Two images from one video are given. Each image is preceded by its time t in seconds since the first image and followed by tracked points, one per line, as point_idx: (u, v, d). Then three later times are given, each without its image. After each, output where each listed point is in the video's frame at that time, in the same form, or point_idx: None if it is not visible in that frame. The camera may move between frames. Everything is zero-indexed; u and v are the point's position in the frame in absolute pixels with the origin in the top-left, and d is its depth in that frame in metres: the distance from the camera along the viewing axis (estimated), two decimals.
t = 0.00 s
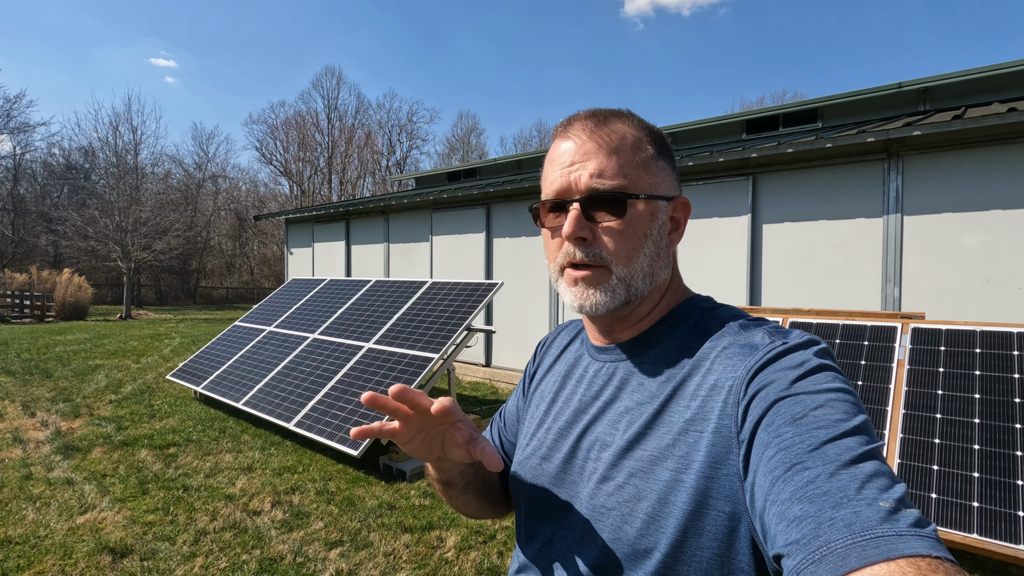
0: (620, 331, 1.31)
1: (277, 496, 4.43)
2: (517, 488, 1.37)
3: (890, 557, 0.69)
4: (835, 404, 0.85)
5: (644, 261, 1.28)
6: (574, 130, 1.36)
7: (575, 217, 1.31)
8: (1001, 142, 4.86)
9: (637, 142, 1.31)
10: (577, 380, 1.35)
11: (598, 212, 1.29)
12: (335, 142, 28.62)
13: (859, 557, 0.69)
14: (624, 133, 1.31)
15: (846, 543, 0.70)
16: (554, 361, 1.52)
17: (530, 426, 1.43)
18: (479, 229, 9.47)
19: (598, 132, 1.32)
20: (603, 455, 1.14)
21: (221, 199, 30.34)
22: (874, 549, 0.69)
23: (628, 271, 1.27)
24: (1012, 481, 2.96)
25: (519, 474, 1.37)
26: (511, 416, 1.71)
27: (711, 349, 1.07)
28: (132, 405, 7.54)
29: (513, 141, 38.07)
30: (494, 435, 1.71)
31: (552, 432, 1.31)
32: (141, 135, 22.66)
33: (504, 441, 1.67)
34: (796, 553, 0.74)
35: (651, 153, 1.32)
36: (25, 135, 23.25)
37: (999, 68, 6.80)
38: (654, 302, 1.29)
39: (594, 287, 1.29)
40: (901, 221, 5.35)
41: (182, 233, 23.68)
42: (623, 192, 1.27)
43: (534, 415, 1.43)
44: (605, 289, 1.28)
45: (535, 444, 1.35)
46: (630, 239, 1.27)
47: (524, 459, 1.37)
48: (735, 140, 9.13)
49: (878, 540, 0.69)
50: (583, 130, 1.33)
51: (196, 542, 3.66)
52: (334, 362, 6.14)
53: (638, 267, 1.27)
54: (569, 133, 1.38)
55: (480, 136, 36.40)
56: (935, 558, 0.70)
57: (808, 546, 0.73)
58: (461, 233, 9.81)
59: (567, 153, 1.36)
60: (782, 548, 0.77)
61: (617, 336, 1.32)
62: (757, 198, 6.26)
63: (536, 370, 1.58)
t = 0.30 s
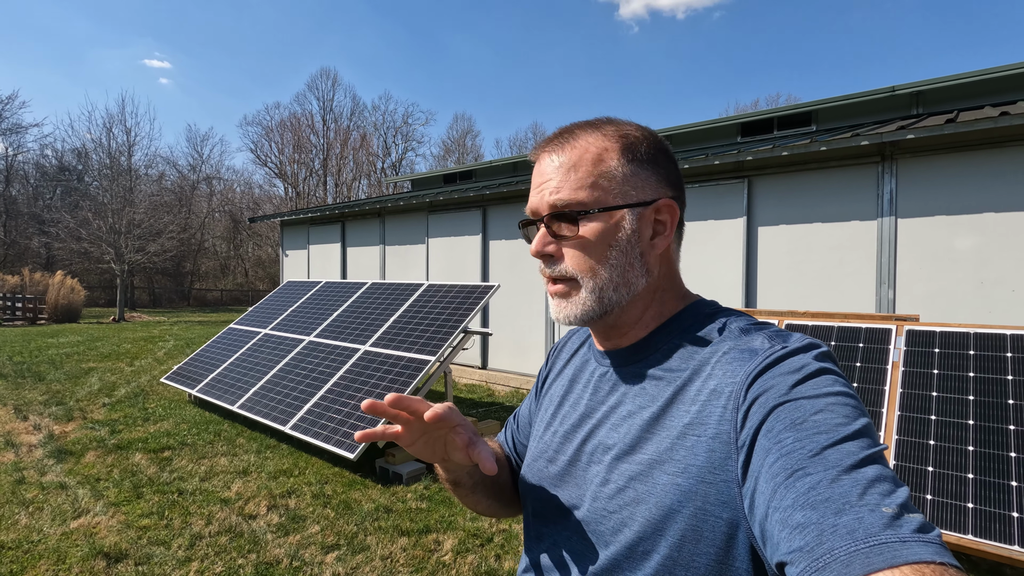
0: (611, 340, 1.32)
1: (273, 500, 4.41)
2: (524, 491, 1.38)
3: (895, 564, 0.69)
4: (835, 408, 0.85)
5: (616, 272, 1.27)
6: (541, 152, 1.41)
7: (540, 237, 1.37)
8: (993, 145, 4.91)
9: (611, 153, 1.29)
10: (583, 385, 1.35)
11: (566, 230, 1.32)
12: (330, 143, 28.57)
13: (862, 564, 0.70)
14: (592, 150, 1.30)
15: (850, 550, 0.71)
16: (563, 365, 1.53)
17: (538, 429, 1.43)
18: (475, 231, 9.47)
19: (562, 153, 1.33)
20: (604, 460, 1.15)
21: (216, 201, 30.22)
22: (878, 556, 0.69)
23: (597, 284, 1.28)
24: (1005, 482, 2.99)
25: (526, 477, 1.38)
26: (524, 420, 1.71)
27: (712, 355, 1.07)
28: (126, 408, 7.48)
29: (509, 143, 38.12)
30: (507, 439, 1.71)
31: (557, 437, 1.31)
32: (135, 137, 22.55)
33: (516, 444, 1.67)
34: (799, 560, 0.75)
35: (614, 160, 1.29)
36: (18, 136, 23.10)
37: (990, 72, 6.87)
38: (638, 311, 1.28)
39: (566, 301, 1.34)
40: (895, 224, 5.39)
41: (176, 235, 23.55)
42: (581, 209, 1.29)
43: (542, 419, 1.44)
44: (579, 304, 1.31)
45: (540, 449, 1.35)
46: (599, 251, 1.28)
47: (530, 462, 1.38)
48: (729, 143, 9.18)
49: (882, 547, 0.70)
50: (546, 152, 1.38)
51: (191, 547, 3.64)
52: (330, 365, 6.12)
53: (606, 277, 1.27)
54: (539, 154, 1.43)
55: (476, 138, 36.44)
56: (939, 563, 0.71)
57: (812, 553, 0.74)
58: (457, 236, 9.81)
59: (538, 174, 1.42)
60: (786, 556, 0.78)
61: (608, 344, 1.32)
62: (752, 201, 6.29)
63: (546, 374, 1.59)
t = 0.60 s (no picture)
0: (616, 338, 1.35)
1: (271, 501, 4.39)
2: (551, 484, 1.38)
3: None
4: (851, 417, 0.81)
5: (583, 281, 1.33)
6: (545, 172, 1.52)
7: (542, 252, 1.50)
8: (988, 147, 4.95)
9: (571, 179, 1.34)
10: (607, 380, 1.33)
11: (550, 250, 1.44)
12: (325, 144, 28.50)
13: None
14: (557, 181, 1.39)
15: (870, 570, 0.68)
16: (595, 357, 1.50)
17: (566, 423, 1.42)
18: (472, 232, 9.47)
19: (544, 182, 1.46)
20: (619, 459, 1.13)
21: (210, 201, 30.06)
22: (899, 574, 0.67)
23: (572, 293, 1.36)
24: (1003, 481, 3.01)
25: (552, 469, 1.38)
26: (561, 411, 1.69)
27: (725, 358, 1.02)
28: (121, 409, 7.43)
29: (504, 143, 38.15)
30: (544, 430, 1.69)
31: (580, 432, 1.30)
32: (128, 137, 22.37)
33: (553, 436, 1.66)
34: None
35: (568, 180, 1.34)
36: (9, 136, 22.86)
37: (984, 74, 6.94)
38: (619, 313, 1.29)
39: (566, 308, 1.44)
40: (892, 224, 5.43)
41: (170, 236, 23.41)
42: (548, 231, 1.40)
43: (572, 412, 1.42)
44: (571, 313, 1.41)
45: (566, 443, 1.34)
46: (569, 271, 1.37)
47: (556, 455, 1.37)
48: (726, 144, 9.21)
49: (904, 566, 0.67)
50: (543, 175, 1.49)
51: (190, 548, 3.61)
52: (327, 366, 6.09)
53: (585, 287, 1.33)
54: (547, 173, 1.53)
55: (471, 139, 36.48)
56: None
57: (831, 572, 0.72)
58: (454, 236, 9.80)
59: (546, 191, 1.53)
60: (803, 571, 0.76)
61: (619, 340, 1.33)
62: (749, 201, 6.32)
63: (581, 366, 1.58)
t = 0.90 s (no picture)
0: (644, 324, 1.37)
1: (273, 498, 4.39)
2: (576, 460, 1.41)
3: (924, 570, 0.67)
4: (865, 403, 0.82)
5: (608, 270, 1.38)
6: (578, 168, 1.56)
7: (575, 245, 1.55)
8: (984, 146, 5.00)
9: (593, 175, 1.38)
10: (636, 363, 1.35)
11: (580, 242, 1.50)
12: (322, 142, 28.41)
13: (889, 567, 0.68)
14: (584, 175, 1.43)
15: (876, 553, 0.69)
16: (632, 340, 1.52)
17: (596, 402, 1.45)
18: (471, 230, 9.47)
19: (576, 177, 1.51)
20: (635, 437, 1.15)
21: (206, 200, 29.93)
22: (905, 560, 0.68)
23: (600, 284, 1.41)
24: (1001, 475, 3.04)
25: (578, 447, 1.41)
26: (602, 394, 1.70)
27: (743, 342, 1.04)
28: (119, 408, 7.41)
29: (501, 142, 38.12)
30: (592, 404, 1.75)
31: (605, 411, 1.33)
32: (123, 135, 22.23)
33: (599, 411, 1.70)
34: (824, 562, 0.75)
35: (592, 175, 1.38)
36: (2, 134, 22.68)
37: (979, 74, 7.00)
38: (644, 300, 1.32)
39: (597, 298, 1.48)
40: (889, 222, 5.47)
41: (165, 235, 23.31)
42: (577, 224, 1.46)
43: (603, 391, 1.44)
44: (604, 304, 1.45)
45: (594, 421, 1.37)
46: (598, 263, 1.42)
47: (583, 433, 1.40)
48: (724, 143, 9.25)
49: (910, 552, 0.68)
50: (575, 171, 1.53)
51: (193, 545, 3.62)
52: (328, 364, 6.09)
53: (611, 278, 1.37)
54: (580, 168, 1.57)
55: (468, 139, 36.42)
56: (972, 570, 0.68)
57: (837, 555, 0.73)
58: (452, 234, 9.80)
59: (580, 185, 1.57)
60: (810, 555, 0.77)
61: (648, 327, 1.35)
62: (747, 199, 6.35)
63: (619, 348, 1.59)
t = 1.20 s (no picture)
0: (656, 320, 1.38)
1: (272, 498, 4.38)
2: (588, 455, 1.42)
3: (936, 572, 0.68)
4: (878, 403, 0.83)
5: (619, 267, 1.38)
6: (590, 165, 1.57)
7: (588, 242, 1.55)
8: (981, 146, 5.02)
9: (603, 173, 1.39)
10: (647, 359, 1.36)
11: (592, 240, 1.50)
12: (318, 142, 28.34)
13: (900, 569, 0.69)
14: (596, 173, 1.44)
15: (888, 556, 0.70)
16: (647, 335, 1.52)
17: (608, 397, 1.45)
18: (470, 230, 9.47)
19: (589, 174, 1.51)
20: (646, 434, 1.15)
21: (202, 200, 29.82)
22: (917, 563, 0.68)
23: (612, 280, 1.42)
24: (998, 473, 3.05)
25: (590, 442, 1.41)
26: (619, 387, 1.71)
27: (756, 339, 1.04)
28: (116, 408, 7.38)
29: (497, 141, 38.12)
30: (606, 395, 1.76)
31: (616, 407, 1.33)
32: (119, 135, 22.10)
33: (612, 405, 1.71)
34: (836, 564, 0.75)
35: (603, 171, 1.39)
36: None
37: (975, 75, 7.04)
38: (655, 297, 1.32)
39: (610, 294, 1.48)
40: (887, 222, 5.49)
41: (161, 234, 23.22)
42: (588, 221, 1.47)
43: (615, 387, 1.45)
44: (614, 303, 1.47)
45: (605, 416, 1.38)
46: (609, 261, 1.42)
47: (594, 428, 1.41)
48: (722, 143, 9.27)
49: (922, 554, 0.68)
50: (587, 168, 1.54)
51: (192, 545, 3.61)
52: (326, 363, 6.08)
53: (623, 274, 1.38)
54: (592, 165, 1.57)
55: (464, 138, 36.38)
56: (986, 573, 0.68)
57: (848, 557, 0.74)
58: (451, 234, 9.79)
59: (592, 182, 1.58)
60: (821, 556, 0.78)
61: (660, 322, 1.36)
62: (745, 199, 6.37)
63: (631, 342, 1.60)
